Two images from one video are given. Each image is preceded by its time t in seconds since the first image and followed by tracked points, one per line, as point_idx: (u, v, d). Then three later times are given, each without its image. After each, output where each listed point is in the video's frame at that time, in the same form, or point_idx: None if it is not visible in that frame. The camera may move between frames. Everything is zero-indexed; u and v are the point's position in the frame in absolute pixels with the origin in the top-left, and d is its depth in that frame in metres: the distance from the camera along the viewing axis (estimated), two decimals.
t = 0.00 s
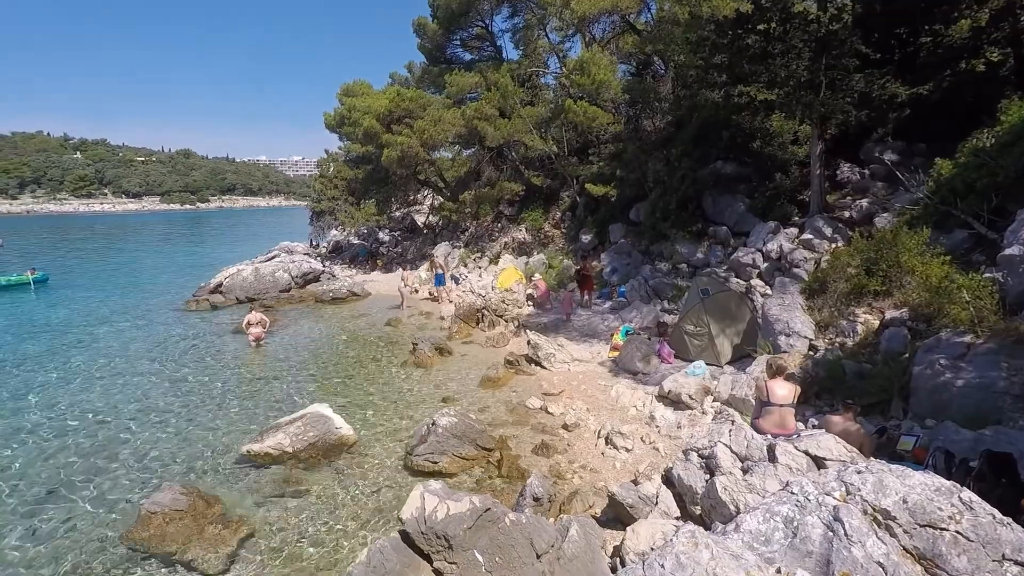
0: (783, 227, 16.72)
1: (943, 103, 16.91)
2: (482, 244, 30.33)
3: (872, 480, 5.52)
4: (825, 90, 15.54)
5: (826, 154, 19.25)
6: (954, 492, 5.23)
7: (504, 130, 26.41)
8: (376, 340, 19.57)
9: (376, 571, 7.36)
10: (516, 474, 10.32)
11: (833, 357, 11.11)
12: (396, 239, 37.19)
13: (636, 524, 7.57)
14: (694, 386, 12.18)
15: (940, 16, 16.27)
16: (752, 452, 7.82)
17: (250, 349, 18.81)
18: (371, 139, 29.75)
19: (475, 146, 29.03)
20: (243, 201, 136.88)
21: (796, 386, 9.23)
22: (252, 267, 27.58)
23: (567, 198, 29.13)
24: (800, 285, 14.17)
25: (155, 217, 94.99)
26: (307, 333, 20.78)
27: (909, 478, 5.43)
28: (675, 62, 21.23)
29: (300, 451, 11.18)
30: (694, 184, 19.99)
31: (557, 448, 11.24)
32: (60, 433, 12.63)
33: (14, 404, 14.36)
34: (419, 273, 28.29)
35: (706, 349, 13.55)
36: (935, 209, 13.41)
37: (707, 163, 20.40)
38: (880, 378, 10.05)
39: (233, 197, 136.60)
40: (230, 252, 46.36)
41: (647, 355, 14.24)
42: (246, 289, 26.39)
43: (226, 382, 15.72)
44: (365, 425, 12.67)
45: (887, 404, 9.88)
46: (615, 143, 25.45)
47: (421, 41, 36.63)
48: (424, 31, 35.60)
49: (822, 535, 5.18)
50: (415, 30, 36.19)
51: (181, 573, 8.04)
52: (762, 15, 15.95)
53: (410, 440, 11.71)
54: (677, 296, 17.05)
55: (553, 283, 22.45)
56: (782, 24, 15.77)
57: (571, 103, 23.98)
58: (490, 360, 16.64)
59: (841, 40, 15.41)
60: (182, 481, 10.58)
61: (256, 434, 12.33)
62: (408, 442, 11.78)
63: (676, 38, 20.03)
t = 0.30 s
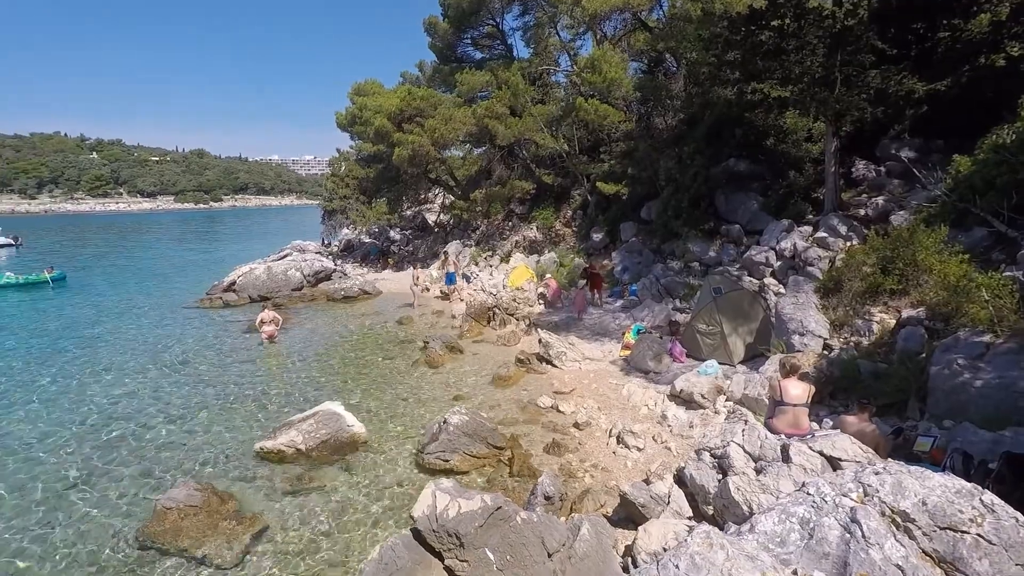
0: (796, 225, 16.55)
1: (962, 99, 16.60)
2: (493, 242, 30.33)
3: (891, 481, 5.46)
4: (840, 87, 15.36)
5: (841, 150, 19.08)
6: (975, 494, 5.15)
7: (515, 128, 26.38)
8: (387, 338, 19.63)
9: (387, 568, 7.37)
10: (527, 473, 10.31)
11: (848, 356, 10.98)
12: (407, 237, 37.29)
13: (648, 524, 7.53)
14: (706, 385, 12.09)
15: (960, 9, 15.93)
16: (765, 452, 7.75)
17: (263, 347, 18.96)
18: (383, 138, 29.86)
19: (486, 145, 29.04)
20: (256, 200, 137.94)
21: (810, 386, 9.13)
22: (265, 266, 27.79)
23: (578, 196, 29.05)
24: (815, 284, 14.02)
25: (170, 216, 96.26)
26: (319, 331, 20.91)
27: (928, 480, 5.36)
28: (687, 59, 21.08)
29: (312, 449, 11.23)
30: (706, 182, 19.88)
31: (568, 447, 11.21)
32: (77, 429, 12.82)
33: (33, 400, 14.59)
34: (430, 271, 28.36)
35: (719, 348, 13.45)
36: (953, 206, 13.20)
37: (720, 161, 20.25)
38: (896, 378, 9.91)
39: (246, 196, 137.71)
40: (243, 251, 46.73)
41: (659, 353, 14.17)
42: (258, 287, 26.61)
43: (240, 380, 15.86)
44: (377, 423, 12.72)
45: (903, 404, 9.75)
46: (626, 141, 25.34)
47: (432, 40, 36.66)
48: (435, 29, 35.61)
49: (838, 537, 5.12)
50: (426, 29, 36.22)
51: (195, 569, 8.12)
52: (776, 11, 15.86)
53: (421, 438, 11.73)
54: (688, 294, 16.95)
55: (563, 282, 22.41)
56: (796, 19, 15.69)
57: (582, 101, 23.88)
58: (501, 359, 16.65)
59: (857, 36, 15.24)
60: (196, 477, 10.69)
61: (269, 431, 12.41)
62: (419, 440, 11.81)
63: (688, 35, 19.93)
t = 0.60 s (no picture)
0: (814, 227, 16.35)
1: (985, 98, 16.28)
2: (506, 242, 30.33)
3: (913, 488, 5.37)
4: (860, 86, 15.14)
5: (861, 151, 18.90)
6: (1001, 503, 5.05)
7: (530, 129, 26.34)
8: (401, 338, 19.70)
9: (399, 567, 7.43)
10: (539, 474, 10.28)
11: (866, 360, 10.82)
12: (421, 237, 37.40)
13: (661, 527, 7.46)
14: (721, 388, 11.97)
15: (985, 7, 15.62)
16: (781, 457, 7.66)
17: (278, 345, 19.14)
18: (397, 138, 29.99)
19: (500, 145, 29.05)
20: (272, 199, 139.25)
21: (828, 390, 9.01)
22: (280, 265, 28.05)
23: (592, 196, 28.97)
24: (833, 287, 13.83)
25: (188, 215, 97.49)
26: (333, 330, 21.05)
27: (952, 487, 5.29)
28: (704, 59, 20.93)
29: (325, 448, 11.29)
30: (723, 183, 19.74)
31: (581, 449, 11.17)
32: (97, 425, 13.04)
33: (54, 396, 14.87)
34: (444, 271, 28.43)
35: (734, 350, 13.33)
36: (976, 208, 12.97)
37: (736, 161, 20.10)
38: (916, 382, 9.75)
39: (262, 195, 139.10)
40: (260, 250, 47.20)
41: (673, 355, 14.08)
42: (274, 286, 26.86)
43: (256, 378, 16.01)
44: (390, 423, 12.77)
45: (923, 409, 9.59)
46: (642, 141, 25.23)
47: (447, 41, 36.73)
48: (450, 30, 35.68)
49: (859, 545, 5.04)
50: (442, 29, 36.31)
51: (211, 564, 8.21)
52: (794, 10, 15.76)
53: (434, 438, 11.75)
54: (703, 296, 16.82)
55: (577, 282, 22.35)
56: (816, 18, 15.54)
57: (597, 101, 23.78)
58: (514, 359, 16.63)
59: (878, 35, 15.05)
60: (211, 474, 10.81)
61: (283, 429, 12.50)
62: (432, 440, 11.82)
63: (705, 34, 19.84)
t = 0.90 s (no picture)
0: (830, 231, 16.19)
1: (1009, 101, 15.97)
2: (519, 243, 30.32)
3: (933, 496, 5.30)
4: (880, 89, 14.95)
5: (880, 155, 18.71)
6: None
7: (544, 129, 26.30)
8: (413, 336, 19.77)
9: (409, 564, 7.50)
10: (549, 474, 10.27)
11: (883, 366, 10.67)
12: (434, 236, 37.50)
13: (671, 530, 7.41)
14: (733, 391, 11.88)
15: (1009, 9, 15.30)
16: (794, 462, 7.59)
17: (290, 342, 19.27)
18: (411, 137, 30.10)
19: (514, 145, 29.04)
20: (287, 197, 140.36)
21: (843, 395, 8.90)
22: (294, 262, 28.26)
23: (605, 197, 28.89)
24: (849, 291, 13.66)
25: (204, 212, 98.51)
26: (346, 328, 21.17)
27: (974, 497, 5.21)
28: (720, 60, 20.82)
29: (337, 444, 11.34)
30: (738, 185, 19.57)
31: (592, 450, 11.13)
32: (113, 418, 13.22)
33: (72, 388, 15.09)
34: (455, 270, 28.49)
35: (747, 354, 13.22)
36: (998, 214, 12.80)
37: (752, 164, 19.96)
38: (933, 390, 9.57)
39: (277, 193, 140.25)
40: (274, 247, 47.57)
41: (685, 358, 13.99)
42: (287, 283, 27.06)
43: (269, 373, 16.14)
44: (402, 421, 12.81)
45: (941, 417, 9.45)
46: (656, 143, 25.13)
47: (463, 41, 36.81)
48: (466, 30, 35.73)
49: (877, 552, 4.98)
50: (457, 29, 36.40)
51: (223, 556, 8.29)
52: (814, 12, 15.77)
53: (444, 437, 11.76)
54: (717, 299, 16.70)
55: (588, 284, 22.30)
56: (835, 20, 15.55)
57: (612, 102, 23.66)
58: (526, 359, 16.62)
59: (899, 37, 14.84)
60: (224, 468, 10.92)
61: (295, 425, 12.58)
62: (442, 439, 11.84)
63: (722, 36, 19.82)
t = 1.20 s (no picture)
0: (853, 229, 15.93)
1: None
2: (536, 238, 30.30)
3: (963, 499, 5.22)
4: (907, 84, 14.73)
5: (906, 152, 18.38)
6: None
7: (562, 124, 26.16)
8: (430, 330, 19.87)
9: (425, 555, 7.50)
10: (565, 470, 10.28)
11: (906, 367, 10.51)
12: (451, 231, 37.59)
13: (688, 528, 7.38)
14: (752, 390, 11.77)
15: None
16: (814, 462, 7.52)
17: (308, 334, 19.47)
18: (429, 132, 30.15)
19: (532, 140, 28.96)
20: (305, 191, 141.55)
21: (865, 396, 8.79)
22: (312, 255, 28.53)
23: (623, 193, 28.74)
24: (872, 290, 13.45)
25: (224, 205, 99.73)
26: (363, 321, 21.33)
27: (1005, 501, 5.12)
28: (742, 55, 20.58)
29: (354, 436, 11.46)
30: (758, 181, 19.33)
31: (607, 446, 11.12)
32: (136, 406, 13.49)
33: (96, 377, 15.42)
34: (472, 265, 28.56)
35: (766, 352, 13.09)
36: None
37: (774, 160, 19.70)
38: (958, 391, 9.37)
39: (295, 187, 141.50)
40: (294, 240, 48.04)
41: (703, 355, 13.90)
42: (305, 276, 27.33)
43: (289, 365, 16.34)
44: (419, 414, 12.90)
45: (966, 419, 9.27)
46: (676, 138, 24.92)
47: (481, 35, 36.74)
48: (484, 25, 35.64)
49: (903, 554, 4.93)
50: (475, 24, 36.34)
51: (242, 544, 8.42)
52: (840, 5, 15.36)
53: (460, 431, 11.82)
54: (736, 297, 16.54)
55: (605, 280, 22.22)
56: (861, 14, 15.10)
57: (631, 98, 23.46)
58: (542, 355, 16.63)
59: (928, 30, 14.45)
60: (243, 457, 11.09)
61: (313, 417, 12.72)
62: (458, 433, 11.89)
63: (744, 30, 19.53)
